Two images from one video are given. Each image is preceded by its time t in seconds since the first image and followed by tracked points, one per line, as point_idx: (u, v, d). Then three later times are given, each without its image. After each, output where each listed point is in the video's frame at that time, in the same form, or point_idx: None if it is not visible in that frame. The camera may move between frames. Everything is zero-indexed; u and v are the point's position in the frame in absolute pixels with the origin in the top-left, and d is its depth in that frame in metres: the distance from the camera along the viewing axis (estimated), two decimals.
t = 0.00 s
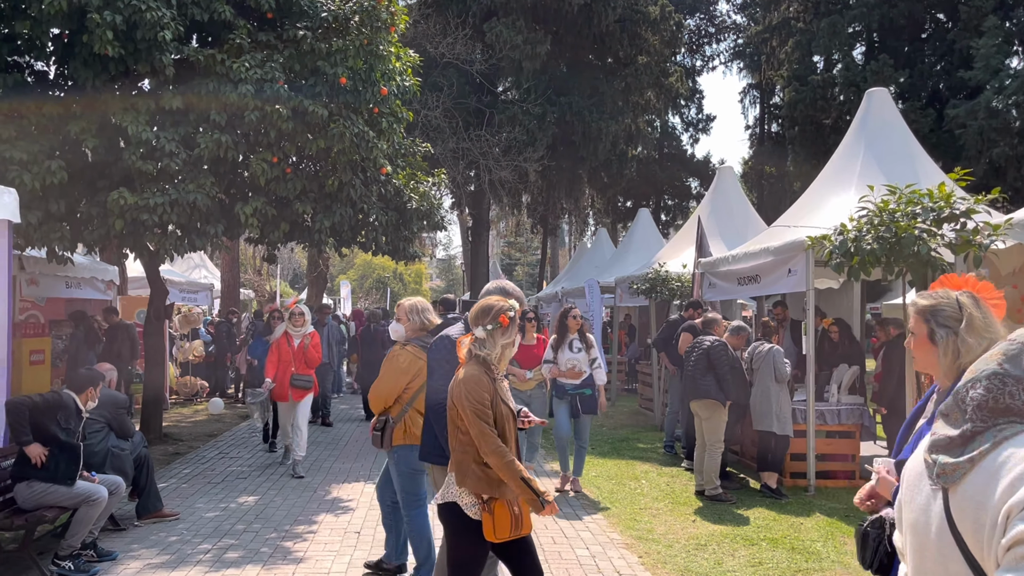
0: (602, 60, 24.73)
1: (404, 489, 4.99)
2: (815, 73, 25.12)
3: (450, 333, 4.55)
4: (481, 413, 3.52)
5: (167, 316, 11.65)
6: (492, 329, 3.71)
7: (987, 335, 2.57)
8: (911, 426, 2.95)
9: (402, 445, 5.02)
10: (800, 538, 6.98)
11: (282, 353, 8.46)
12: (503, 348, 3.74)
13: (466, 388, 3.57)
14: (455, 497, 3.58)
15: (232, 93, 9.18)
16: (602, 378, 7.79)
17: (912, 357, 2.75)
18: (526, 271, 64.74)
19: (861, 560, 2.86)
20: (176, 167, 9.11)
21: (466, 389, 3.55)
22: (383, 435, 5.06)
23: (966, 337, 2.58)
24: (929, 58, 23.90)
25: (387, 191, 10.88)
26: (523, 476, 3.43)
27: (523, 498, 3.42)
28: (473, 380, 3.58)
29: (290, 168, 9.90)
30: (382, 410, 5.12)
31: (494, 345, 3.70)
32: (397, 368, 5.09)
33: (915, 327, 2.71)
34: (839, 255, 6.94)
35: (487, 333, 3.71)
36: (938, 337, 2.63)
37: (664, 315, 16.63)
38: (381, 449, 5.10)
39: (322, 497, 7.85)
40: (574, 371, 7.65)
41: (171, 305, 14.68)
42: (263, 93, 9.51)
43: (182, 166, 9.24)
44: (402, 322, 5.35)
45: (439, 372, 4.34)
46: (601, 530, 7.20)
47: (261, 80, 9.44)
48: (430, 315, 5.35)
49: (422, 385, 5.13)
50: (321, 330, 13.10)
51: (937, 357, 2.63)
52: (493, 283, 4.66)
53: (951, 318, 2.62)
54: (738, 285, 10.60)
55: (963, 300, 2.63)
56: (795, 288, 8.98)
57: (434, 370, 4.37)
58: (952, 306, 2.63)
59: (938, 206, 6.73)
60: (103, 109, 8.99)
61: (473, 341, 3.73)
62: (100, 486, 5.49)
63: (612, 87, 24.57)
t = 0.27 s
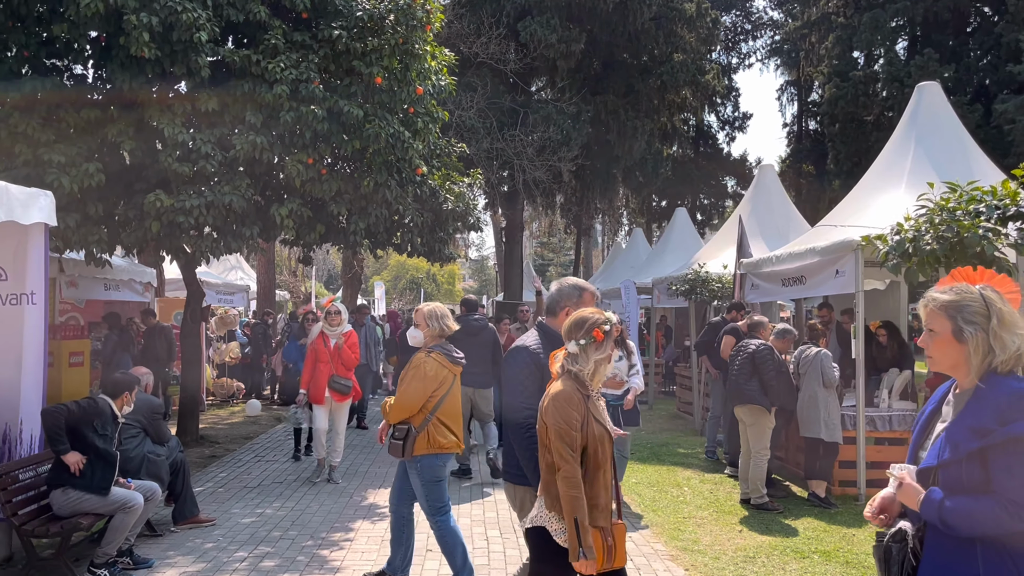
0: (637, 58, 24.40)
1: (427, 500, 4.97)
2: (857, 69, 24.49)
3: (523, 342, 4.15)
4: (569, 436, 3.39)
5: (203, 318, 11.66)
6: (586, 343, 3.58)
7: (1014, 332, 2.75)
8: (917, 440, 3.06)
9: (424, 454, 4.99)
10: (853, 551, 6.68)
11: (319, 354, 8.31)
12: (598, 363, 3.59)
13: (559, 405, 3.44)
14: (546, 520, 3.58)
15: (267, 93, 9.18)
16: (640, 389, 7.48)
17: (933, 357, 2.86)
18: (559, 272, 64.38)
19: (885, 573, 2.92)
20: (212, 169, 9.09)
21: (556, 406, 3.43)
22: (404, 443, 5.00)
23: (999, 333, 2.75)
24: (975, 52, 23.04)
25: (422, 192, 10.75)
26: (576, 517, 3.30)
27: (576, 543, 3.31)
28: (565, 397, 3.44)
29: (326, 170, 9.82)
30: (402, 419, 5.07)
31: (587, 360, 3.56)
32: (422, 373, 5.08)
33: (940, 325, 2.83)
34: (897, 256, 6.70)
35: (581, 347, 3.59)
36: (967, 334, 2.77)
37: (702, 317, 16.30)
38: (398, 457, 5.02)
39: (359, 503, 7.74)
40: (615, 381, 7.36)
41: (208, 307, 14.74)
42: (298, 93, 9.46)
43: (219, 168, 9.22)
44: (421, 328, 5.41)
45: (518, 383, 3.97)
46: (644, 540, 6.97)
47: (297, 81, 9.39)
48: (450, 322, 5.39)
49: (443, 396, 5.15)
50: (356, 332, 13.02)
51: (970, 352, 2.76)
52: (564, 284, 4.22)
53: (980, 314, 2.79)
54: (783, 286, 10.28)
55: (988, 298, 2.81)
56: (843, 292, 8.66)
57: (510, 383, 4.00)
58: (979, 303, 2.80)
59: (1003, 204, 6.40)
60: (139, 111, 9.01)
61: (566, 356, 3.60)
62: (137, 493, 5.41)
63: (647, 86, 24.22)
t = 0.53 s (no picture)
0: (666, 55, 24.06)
1: (415, 501, 4.83)
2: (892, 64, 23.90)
3: (590, 343, 3.79)
4: (660, 438, 3.28)
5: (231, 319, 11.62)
6: (687, 339, 3.45)
7: None
8: (923, 458, 2.93)
9: (433, 454, 4.86)
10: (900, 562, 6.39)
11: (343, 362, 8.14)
12: (698, 361, 3.44)
13: (652, 406, 3.33)
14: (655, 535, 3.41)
15: (295, 92, 9.10)
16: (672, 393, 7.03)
17: (941, 365, 2.71)
18: (587, 273, 64.02)
19: None
20: (238, 168, 9.03)
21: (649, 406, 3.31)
22: (417, 442, 4.84)
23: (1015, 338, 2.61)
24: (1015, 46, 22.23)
25: (450, 191, 10.61)
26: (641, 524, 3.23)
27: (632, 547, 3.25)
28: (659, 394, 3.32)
29: (353, 169, 9.72)
30: (410, 417, 4.91)
31: (689, 357, 3.44)
32: (432, 372, 4.92)
33: (950, 332, 2.68)
34: (947, 254, 6.42)
35: (681, 342, 3.46)
36: (980, 340, 2.62)
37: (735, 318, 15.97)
38: (408, 456, 4.86)
39: (386, 507, 7.60)
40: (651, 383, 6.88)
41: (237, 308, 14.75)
42: (325, 91, 9.36)
43: (245, 167, 9.16)
44: (424, 323, 5.22)
45: (592, 389, 3.62)
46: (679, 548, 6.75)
47: (324, 78, 9.29)
48: (455, 318, 5.19)
49: (451, 393, 5.02)
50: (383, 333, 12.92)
51: (985, 359, 2.61)
52: (629, 276, 3.86)
53: (993, 318, 2.64)
54: (820, 285, 9.97)
55: (999, 301, 2.67)
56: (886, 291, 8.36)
57: (582, 389, 3.66)
58: (990, 306, 2.66)
59: None
60: (167, 111, 8.98)
61: (667, 352, 3.49)
62: (160, 498, 5.33)
63: (677, 83, 23.88)
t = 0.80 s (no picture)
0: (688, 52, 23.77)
1: (401, 503, 4.64)
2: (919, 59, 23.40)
3: (652, 347, 3.63)
4: (749, 446, 3.06)
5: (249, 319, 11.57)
6: (772, 339, 3.22)
7: (1012, 341, 2.31)
8: (889, 471, 2.63)
9: (435, 455, 4.71)
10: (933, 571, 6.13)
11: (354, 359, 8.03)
12: (787, 363, 3.20)
13: (733, 413, 3.11)
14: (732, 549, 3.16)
15: (311, 89, 9.00)
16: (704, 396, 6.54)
17: (915, 372, 2.41)
18: (609, 273, 63.68)
19: None
20: (254, 166, 8.96)
21: (735, 413, 3.09)
22: (417, 444, 4.67)
23: (998, 342, 2.29)
24: None
25: (468, 189, 10.47)
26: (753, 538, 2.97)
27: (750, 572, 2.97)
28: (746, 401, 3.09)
29: (370, 166, 9.60)
30: (409, 419, 4.73)
31: (773, 358, 3.21)
32: (430, 371, 4.78)
33: (926, 334, 2.38)
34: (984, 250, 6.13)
35: (765, 342, 3.24)
36: (957, 345, 2.32)
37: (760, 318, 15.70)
38: (409, 460, 4.67)
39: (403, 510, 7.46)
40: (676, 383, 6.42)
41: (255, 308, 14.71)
42: (341, 88, 9.25)
43: (262, 165, 9.09)
44: (411, 323, 5.07)
45: (658, 395, 3.47)
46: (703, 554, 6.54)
47: (339, 74, 9.17)
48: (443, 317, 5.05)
49: (448, 394, 4.89)
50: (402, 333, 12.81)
51: (964, 367, 2.30)
52: (690, 275, 3.73)
53: (974, 321, 2.33)
54: (848, 284, 9.70)
55: (983, 301, 2.35)
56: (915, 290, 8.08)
57: (646, 396, 3.51)
58: (971, 307, 2.35)
59: None
60: (183, 109, 8.94)
61: (750, 352, 3.28)
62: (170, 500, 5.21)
63: (699, 80, 23.58)
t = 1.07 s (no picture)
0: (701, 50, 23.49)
1: (363, 523, 4.51)
2: (937, 56, 22.98)
3: (708, 347, 3.44)
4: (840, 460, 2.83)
5: (255, 320, 11.46)
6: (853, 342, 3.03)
7: (961, 333, 2.07)
8: (831, 478, 2.40)
9: (396, 474, 4.55)
10: None
11: (351, 363, 8.07)
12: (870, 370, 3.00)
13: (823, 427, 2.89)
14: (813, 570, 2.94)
15: (315, 86, 8.86)
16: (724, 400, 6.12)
17: (858, 368, 2.18)
18: (622, 274, 63.34)
19: None
20: (258, 164, 8.83)
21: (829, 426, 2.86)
22: (377, 462, 4.48)
23: (945, 335, 2.06)
24: None
25: (476, 187, 10.31)
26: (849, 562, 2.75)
27: None
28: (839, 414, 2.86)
29: (376, 165, 9.45)
30: (371, 438, 4.51)
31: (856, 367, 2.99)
32: (397, 387, 4.54)
33: (867, 328, 2.15)
34: (1009, 249, 5.88)
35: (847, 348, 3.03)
36: (899, 338, 2.09)
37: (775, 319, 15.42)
38: (368, 478, 4.49)
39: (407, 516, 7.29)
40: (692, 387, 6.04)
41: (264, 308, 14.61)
42: (346, 85, 9.10)
43: (267, 164, 8.96)
44: (377, 332, 4.78)
45: (713, 399, 3.29)
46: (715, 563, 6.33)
47: (344, 71, 9.02)
48: (411, 326, 4.81)
49: (412, 408, 4.67)
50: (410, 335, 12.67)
51: (908, 363, 2.07)
52: (753, 276, 3.55)
53: (919, 312, 2.10)
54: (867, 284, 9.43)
55: (929, 289, 2.12)
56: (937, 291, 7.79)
57: (702, 400, 3.33)
58: (916, 296, 2.12)
59: None
60: (186, 107, 8.84)
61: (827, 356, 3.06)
62: (163, 509, 5.05)
63: (713, 78, 23.29)
